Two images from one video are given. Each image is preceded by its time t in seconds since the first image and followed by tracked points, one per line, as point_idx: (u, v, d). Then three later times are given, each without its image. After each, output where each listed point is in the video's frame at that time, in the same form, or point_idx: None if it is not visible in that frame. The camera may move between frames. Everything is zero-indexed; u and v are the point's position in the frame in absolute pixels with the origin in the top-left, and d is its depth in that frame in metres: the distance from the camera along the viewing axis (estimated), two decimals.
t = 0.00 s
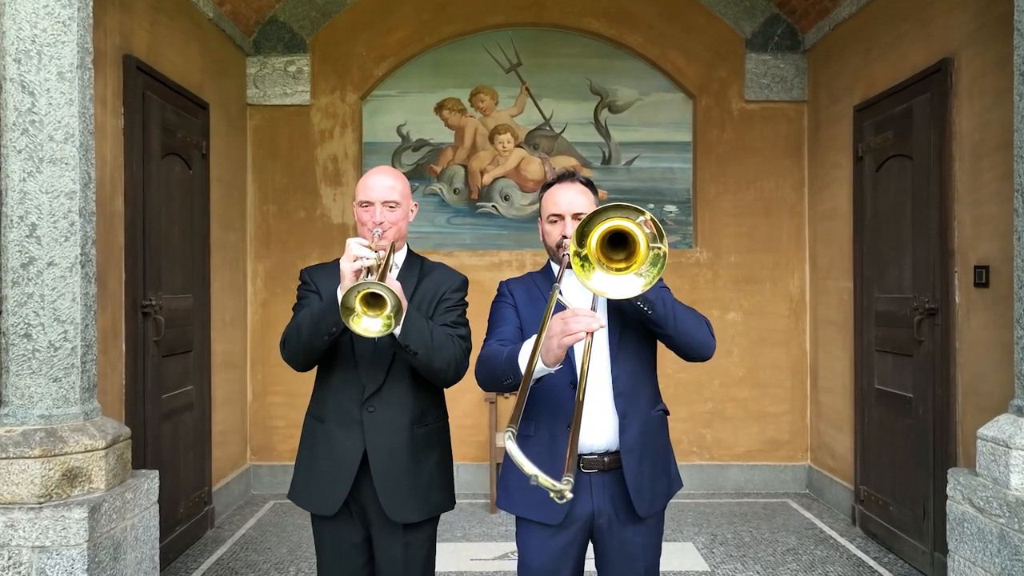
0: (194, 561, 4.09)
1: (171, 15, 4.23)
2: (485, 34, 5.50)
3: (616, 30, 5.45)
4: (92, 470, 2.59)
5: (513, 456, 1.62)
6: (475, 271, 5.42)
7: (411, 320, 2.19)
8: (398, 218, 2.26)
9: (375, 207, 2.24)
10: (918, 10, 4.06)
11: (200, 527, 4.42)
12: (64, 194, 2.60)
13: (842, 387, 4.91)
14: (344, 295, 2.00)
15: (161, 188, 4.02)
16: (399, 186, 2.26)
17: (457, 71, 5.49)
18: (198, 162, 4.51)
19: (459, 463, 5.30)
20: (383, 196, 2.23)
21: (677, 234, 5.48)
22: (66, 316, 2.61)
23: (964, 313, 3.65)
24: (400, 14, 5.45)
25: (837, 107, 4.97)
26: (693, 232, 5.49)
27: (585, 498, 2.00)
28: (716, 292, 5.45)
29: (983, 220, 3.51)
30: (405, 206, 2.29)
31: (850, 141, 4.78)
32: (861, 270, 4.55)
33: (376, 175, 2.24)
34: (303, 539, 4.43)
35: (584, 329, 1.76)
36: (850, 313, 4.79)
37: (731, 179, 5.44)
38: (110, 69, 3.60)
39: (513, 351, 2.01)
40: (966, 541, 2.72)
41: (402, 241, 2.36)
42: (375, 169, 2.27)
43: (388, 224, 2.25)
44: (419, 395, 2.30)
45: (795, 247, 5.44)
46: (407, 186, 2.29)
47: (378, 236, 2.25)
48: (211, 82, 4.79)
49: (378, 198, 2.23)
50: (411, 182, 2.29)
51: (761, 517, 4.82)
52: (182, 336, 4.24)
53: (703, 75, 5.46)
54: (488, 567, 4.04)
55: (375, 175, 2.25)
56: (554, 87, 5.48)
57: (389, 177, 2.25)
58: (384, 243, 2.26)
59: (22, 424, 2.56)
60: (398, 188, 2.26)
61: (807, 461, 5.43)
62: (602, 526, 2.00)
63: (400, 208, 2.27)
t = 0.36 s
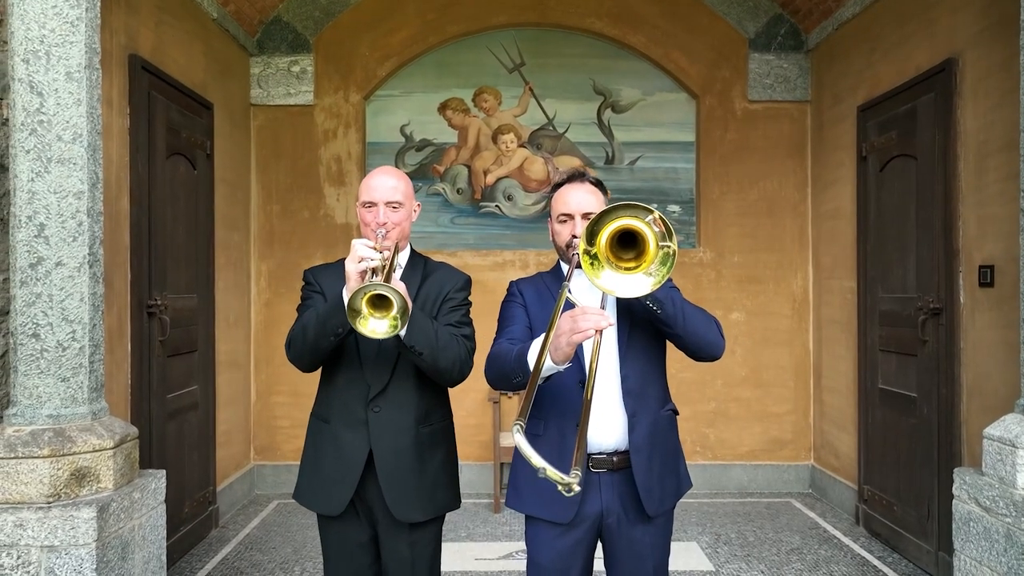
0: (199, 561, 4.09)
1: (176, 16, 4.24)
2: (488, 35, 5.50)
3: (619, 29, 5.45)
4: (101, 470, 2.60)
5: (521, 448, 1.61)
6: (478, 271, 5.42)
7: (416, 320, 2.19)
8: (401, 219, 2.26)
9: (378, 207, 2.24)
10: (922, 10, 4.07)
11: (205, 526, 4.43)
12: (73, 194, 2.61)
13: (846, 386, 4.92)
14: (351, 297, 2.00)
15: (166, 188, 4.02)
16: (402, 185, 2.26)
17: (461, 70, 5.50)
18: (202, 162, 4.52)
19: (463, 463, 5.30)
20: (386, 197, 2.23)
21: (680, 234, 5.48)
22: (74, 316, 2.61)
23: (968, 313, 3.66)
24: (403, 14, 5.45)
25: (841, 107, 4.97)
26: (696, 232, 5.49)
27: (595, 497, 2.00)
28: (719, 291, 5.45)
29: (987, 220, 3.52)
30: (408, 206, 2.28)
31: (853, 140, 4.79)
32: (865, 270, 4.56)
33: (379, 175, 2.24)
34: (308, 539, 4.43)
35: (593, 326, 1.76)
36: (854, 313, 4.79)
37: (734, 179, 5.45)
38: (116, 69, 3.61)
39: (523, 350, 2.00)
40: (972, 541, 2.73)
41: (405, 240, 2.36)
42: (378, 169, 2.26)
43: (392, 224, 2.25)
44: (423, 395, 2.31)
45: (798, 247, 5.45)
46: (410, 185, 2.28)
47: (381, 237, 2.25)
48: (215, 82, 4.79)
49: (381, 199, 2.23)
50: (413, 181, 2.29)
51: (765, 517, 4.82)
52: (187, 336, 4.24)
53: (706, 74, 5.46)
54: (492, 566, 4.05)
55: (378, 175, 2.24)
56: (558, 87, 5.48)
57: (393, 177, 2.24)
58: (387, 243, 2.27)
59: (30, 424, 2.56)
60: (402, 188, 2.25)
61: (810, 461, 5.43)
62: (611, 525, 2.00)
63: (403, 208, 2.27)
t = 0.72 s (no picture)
0: (199, 561, 4.09)
1: (177, 16, 4.24)
2: (488, 35, 5.50)
3: (619, 30, 5.45)
4: (101, 471, 2.59)
5: (524, 451, 1.61)
6: (478, 271, 5.42)
7: (412, 322, 2.19)
8: (394, 220, 2.26)
9: (372, 209, 2.24)
10: (923, 10, 4.06)
11: (205, 527, 4.43)
12: (74, 195, 2.61)
13: (846, 387, 4.92)
14: (347, 299, 2.01)
15: (166, 188, 4.02)
16: (395, 187, 2.26)
17: (461, 71, 5.50)
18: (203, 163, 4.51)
19: (463, 463, 5.30)
20: (380, 198, 2.23)
21: (681, 234, 5.48)
22: (74, 317, 2.61)
23: (969, 314, 3.66)
24: (404, 14, 5.45)
25: (841, 108, 4.97)
26: (697, 233, 5.49)
27: (596, 499, 2.00)
28: (719, 292, 5.45)
29: (988, 221, 3.52)
30: (401, 208, 2.28)
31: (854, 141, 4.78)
32: (866, 270, 4.55)
33: (373, 177, 2.24)
34: (308, 539, 4.43)
35: (595, 328, 1.76)
36: (855, 314, 4.79)
37: (735, 180, 5.45)
38: (117, 69, 3.60)
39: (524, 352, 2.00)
40: (973, 542, 2.73)
41: (399, 243, 2.35)
42: (372, 171, 2.27)
43: (385, 226, 2.25)
44: (419, 396, 2.31)
45: (799, 247, 5.45)
46: (403, 187, 2.29)
47: (375, 239, 2.25)
48: (215, 83, 4.79)
49: (375, 200, 2.23)
50: (406, 183, 2.30)
51: (766, 517, 4.82)
52: (187, 337, 4.24)
53: (707, 75, 5.46)
54: (493, 567, 4.04)
55: (372, 176, 2.25)
56: (558, 87, 5.48)
57: (386, 179, 2.25)
58: (381, 245, 2.26)
59: (31, 425, 2.56)
60: (395, 190, 2.26)
61: (810, 461, 5.43)
62: (612, 527, 2.00)
63: (397, 210, 2.27)
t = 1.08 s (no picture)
0: (200, 562, 4.09)
1: (177, 17, 4.23)
2: (488, 36, 5.50)
3: (619, 30, 5.45)
4: (103, 472, 2.60)
5: (530, 453, 1.61)
6: (478, 272, 5.42)
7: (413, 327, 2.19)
8: (390, 223, 2.26)
9: (367, 212, 2.24)
10: (923, 11, 4.07)
11: (206, 528, 4.43)
12: (75, 197, 2.61)
13: (847, 387, 4.92)
14: (347, 310, 2.01)
15: (168, 189, 4.03)
16: (389, 190, 2.27)
17: (461, 71, 5.50)
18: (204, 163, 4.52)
19: (463, 464, 5.30)
20: (375, 202, 2.23)
21: (681, 235, 5.48)
22: (76, 319, 2.61)
23: (970, 315, 3.66)
24: (404, 15, 5.45)
25: (842, 108, 4.97)
26: (697, 233, 5.49)
27: (598, 501, 2.00)
28: (719, 292, 5.45)
29: (989, 222, 3.52)
30: (396, 211, 2.29)
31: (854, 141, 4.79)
32: (867, 271, 4.56)
33: (367, 181, 2.25)
34: (309, 540, 4.43)
35: (598, 330, 1.75)
36: (855, 314, 4.79)
37: (735, 180, 5.45)
38: (118, 70, 3.61)
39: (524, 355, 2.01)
40: (974, 543, 2.73)
41: (395, 247, 2.35)
42: (365, 176, 2.28)
43: (381, 229, 2.25)
44: (418, 398, 2.31)
45: (799, 247, 5.45)
46: (397, 190, 2.29)
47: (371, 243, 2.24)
48: (216, 83, 4.79)
49: (370, 204, 2.23)
50: (400, 186, 2.30)
51: (766, 518, 4.82)
52: (188, 338, 4.24)
53: (707, 75, 5.46)
54: (493, 568, 4.04)
55: (366, 180, 2.26)
56: (558, 88, 5.48)
57: (380, 183, 2.26)
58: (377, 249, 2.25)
59: (32, 427, 2.56)
60: (389, 193, 2.26)
61: (811, 462, 5.44)
62: (614, 529, 2.00)
63: (392, 213, 2.27)
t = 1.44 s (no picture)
0: (199, 563, 4.09)
1: (177, 16, 4.23)
2: (487, 36, 5.50)
3: (619, 30, 5.45)
4: (102, 473, 2.60)
5: (524, 453, 1.61)
6: (478, 272, 5.42)
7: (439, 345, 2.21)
8: (393, 224, 2.26)
9: (371, 213, 2.23)
10: (923, 11, 4.07)
11: (206, 528, 4.43)
12: (74, 197, 2.61)
13: (846, 388, 4.92)
14: (347, 327, 2.02)
15: (167, 189, 4.03)
16: (392, 190, 2.26)
17: (461, 72, 5.50)
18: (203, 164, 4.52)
19: (463, 464, 5.31)
20: (378, 202, 2.23)
21: (681, 235, 5.48)
22: (75, 319, 2.61)
23: (969, 315, 3.66)
24: (404, 15, 5.45)
25: (842, 108, 4.97)
26: (697, 233, 5.49)
27: (596, 501, 2.00)
28: (719, 292, 5.45)
29: (988, 222, 3.53)
30: (400, 211, 2.28)
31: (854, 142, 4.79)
32: (867, 271, 4.55)
33: (370, 180, 2.24)
34: (309, 540, 4.43)
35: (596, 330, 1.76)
36: (855, 314, 4.79)
37: (735, 180, 5.45)
38: (117, 70, 3.61)
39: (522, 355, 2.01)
40: (973, 543, 2.73)
41: (398, 246, 2.35)
42: (368, 174, 2.26)
43: (385, 230, 2.25)
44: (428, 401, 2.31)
45: (798, 247, 5.45)
46: (400, 189, 2.29)
47: (374, 243, 2.24)
48: (216, 83, 4.79)
49: (374, 204, 2.22)
50: (403, 185, 2.29)
51: (766, 518, 4.82)
52: (188, 338, 4.24)
53: (706, 75, 5.46)
54: (494, 568, 4.04)
55: (369, 180, 2.24)
56: (558, 88, 5.48)
57: (384, 183, 2.24)
58: (380, 249, 2.26)
59: (32, 427, 2.56)
60: (393, 193, 2.25)
61: (810, 462, 5.44)
62: (612, 529, 2.00)
63: (395, 213, 2.26)
